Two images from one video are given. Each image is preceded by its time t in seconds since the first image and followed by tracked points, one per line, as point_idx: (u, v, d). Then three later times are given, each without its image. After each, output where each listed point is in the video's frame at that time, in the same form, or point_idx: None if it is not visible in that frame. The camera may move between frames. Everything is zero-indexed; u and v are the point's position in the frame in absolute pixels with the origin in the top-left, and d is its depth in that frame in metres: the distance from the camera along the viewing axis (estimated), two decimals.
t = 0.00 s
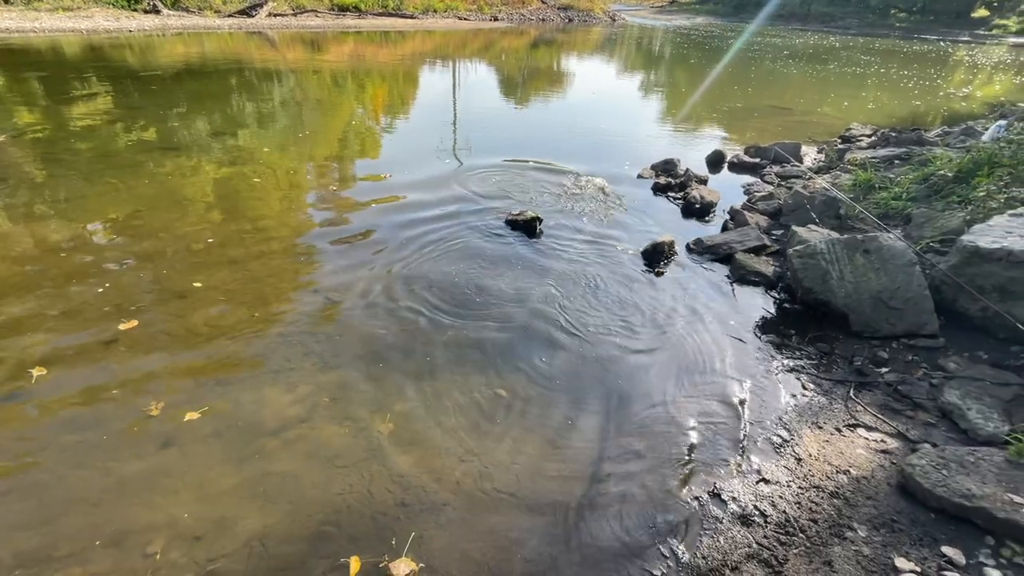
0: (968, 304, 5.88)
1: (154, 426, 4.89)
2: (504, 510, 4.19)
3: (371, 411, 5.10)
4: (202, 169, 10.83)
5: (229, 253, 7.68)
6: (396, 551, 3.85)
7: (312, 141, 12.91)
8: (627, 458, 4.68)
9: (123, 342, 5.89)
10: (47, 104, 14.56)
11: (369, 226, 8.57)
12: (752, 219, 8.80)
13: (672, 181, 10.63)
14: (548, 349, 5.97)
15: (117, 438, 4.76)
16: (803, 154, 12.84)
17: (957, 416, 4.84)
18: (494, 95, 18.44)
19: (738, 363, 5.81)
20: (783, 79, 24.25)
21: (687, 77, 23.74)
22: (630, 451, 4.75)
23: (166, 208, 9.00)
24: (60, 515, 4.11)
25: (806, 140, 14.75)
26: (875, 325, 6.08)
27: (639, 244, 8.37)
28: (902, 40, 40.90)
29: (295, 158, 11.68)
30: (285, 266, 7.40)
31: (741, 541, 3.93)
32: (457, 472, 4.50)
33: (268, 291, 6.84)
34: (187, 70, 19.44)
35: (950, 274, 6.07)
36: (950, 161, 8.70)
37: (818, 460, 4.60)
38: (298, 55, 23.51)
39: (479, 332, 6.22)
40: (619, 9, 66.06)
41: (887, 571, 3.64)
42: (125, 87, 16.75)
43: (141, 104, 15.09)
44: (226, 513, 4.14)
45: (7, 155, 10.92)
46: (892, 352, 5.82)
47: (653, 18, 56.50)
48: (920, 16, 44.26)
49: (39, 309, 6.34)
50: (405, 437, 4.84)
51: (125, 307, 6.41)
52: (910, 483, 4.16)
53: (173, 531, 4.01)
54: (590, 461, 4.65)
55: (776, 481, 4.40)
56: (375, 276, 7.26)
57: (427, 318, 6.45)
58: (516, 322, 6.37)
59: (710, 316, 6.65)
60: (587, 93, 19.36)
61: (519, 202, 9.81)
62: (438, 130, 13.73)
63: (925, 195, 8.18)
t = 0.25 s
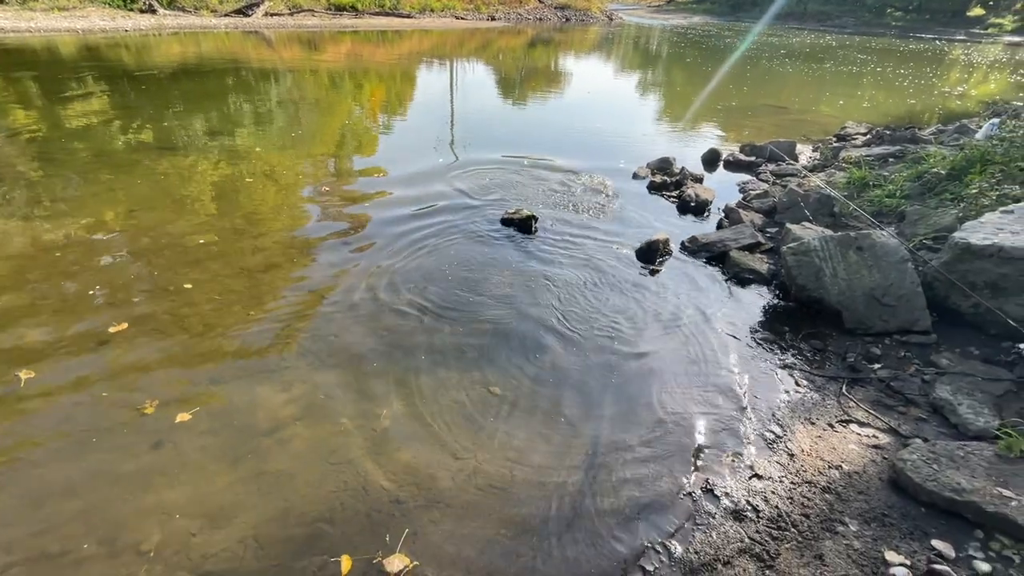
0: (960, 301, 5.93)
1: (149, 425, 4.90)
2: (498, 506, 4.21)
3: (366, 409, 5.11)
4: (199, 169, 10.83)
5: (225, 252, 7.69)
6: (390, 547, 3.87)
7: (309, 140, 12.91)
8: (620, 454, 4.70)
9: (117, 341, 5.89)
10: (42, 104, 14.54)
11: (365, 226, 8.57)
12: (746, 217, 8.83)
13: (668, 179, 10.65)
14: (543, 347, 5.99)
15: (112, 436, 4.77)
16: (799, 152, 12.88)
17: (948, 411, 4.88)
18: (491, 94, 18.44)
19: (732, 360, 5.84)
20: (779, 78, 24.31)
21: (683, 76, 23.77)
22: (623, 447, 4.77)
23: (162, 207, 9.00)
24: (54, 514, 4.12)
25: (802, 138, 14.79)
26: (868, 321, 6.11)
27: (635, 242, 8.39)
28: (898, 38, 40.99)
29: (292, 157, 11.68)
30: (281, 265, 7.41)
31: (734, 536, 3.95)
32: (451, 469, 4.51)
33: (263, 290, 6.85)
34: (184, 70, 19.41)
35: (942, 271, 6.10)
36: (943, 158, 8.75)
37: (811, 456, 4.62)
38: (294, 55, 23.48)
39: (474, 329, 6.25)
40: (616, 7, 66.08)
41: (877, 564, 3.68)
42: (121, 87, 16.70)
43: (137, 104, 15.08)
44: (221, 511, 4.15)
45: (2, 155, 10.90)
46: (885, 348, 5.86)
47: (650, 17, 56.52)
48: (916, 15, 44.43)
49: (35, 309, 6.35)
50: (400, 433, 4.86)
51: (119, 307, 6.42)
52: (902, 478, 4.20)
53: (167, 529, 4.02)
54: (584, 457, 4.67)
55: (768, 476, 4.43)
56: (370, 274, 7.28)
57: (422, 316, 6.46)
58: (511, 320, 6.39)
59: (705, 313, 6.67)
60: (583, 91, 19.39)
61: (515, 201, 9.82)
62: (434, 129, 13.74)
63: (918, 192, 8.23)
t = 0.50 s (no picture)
0: (956, 299, 5.96)
1: (147, 424, 4.90)
2: (495, 505, 4.22)
3: (363, 408, 5.12)
4: (197, 169, 10.81)
5: (223, 252, 7.69)
6: (387, 547, 3.88)
7: (307, 139, 12.91)
8: (618, 452, 4.71)
9: (115, 340, 5.89)
10: (40, 104, 14.53)
11: (362, 225, 8.57)
12: (744, 215, 8.85)
13: (666, 178, 10.67)
14: (541, 346, 6.01)
15: (110, 436, 4.77)
16: (796, 151, 12.91)
17: (944, 409, 4.90)
18: (489, 94, 18.44)
19: (729, 358, 5.85)
20: (777, 77, 24.35)
21: (681, 75, 23.80)
22: (621, 446, 4.78)
23: (160, 207, 9.00)
24: (51, 514, 4.12)
25: (799, 137, 14.82)
26: (865, 320, 6.14)
27: (632, 241, 8.40)
28: (895, 37, 41.09)
29: (290, 157, 11.68)
30: (279, 265, 7.41)
31: (731, 533, 3.96)
32: (448, 468, 4.52)
33: (262, 289, 6.85)
34: (182, 69, 19.40)
35: (938, 269, 6.12)
36: (940, 157, 8.77)
37: (807, 453, 4.64)
38: (292, 55, 23.46)
39: (471, 328, 6.25)
40: (614, 6, 66.10)
41: (873, 561, 3.69)
42: (118, 87, 16.66)
43: (135, 103, 15.07)
44: (219, 510, 4.16)
45: None
46: (881, 346, 5.87)
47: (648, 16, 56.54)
48: (914, 14, 44.57)
49: (32, 308, 6.34)
50: (397, 432, 4.86)
51: (117, 306, 6.41)
52: (898, 475, 4.21)
53: (165, 528, 4.02)
54: (582, 456, 4.68)
55: (765, 474, 4.44)
56: (367, 274, 7.28)
57: (420, 315, 6.47)
58: (509, 319, 6.40)
59: (702, 311, 6.69)
60: (582, 91, 19.41)
61: (514, 200, 9.82)
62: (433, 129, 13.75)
63: (915, 191, 8.25)
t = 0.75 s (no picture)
0: (955, 298, 5.99)
1: (148, 425, 4.90)
2: (496, 505, 4.23)
3: (364, 409, 5.12)
4: (197, 169, 10.79)
5: (222, 252, 7.68)
6: (388, 546, 3.89)
7: (306, 139, 12.89)
8: (618, 452, 4.72)
9: (115, 341, 5.89)
10: (38, 104, 14.49)
11: (362, 225, 8.57)
12: (743, 215, 8.86)
13: (665, 178, 10.67)
14: (540, 345, 6.03)
15: (110, 437, 4.78)
16: (795, 151, 12.93)
17: (943, 408, 4.91)
18: (488, 93, 18.45)
19: (729, 357, 5.87)
20: (776, 76, 24.36)
21: (680, 75, 23.81)
22: (621, 445, 4.79)
23: (159, 207, 9.00)
24: (51, 515, 4.12)
25: (798, 136, 14.84)
26: (864, 319, 6.16)
27: (632, 241, 8.42)
28: (894, 37, 41.16)
29: (289, 157, 11.66)
30: (279, 265, 7.41)
31: (731, 532, 3.98)
32: (449, 468, 4.53)
33: (261, 289, 6.86)
34: (180, 69, 19.36)
35: (937, 268, 6.14)
36: (938, 157, 8.80)
37: (807, 452, 4.66)
38: (291, 54, 23.44)
39: (472, 328, 6.27)
40: (613, 5, 66.11)
41: (873, 559, 3.71)
42: (117, 86, 16.63)
43: (133, 103, 15.03)
44: (220, 510, 4.17)
45: None
46: (880, 345, 5.90)
47: (647, 16, 56.53)
48: (912, 13, 44.68)
49: (32, 309, 6.33)
50: (398, 432, 4.87)
51: (117, 307, 6.41)
52: (897, 473, 4.23)
53: (166, 529, 4.03)
54: (582, 455, 4.69)
55: (765, 473, 4.46)
56: (366, 274, 7.29)
57: (421, 315, 6.48)
58: (509, 319, 6.41)
59: (702, 311, 6.70)
60: (581, 90, 19.43)
61: (513, 200, 9.82)
62: (432, 128, 13.75)
63: (914, 190, 8.28)
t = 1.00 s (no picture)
0: (954, 298, 6.01)
1: (149, 425, 4.91)
2: (497, 504, 4.24)
3: (365, 408, 5.13)
4: (196, 169, 10.78)
5: (223, 252, 7.68)
6: (390, 545, 3.90)
7: (306, 139, 12.88)
8: (618, 451, 4.73)
9: (115, 341, 5.89)
10: (37, 104, 14.47)
11: (362, 225, 8.56)
12: (743, 215, 8.87)
13: (665, 177, 10.68)
14: (541, 345, 6.04)
15: (111, 437, 4.78)
16: (795, 150, 12.94)
17: (943, 407, 4.93)
18: (488, 93, 18.45)
19: (729, 357, 5.88)
20: (776, 76, 24.36)
21: (679, 74, 23.82)
22: (622, 444, 4.80)
23: (159, 207, 8.99)
24: (53, 515, 4.13)
25: (798, 136, 14.85)
26: (864, 319, 6.17)
27: (632, 240, 8.42)
28: (893, 36, 41.19)
29: (288, 157, 11.65)
30: (280, 265, 7.41)
31: (731, 531, 3.99)
32: (450, 467, 4.54)
33: (262, 289, 6.86)
34: (179, 69, 19.34)
35: (936, 268, 6.16)
36: (938, 156, 8.81)
37: (807, 452, 4.67)
38: (290, 54, 23.42)
39: (472, 328, 6.27)
40: (612, 5, 66.11)
41: (873, 559, 3.72)
42: (116, 86, 16.60)
43: (132, 103, 15.02)
44: (222, 510, 4.18)
45: None
46: (880, 345, 5.91)
47: (646, 15, 56.52)
48: (911, 13, 44.71)
49: (32, 310, 6.33)
50: (399, 432, 4.88)
51: (117, 307, 6.41)
52: (897, 473, 4.24)
53: (168, 529, 4.04)
54: (583, 455, 4.70)
55: (765, 472, 4.47)
56: (366, 274, 7.29)
57: (421, 315, 6.48)
58: (509, 319, 6.41)
59: (702, 310, 6.71)
60: (580, 90, 19.43)
61: (513, 199, 9.82)
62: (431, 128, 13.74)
63: (913, 190, 8.29)
